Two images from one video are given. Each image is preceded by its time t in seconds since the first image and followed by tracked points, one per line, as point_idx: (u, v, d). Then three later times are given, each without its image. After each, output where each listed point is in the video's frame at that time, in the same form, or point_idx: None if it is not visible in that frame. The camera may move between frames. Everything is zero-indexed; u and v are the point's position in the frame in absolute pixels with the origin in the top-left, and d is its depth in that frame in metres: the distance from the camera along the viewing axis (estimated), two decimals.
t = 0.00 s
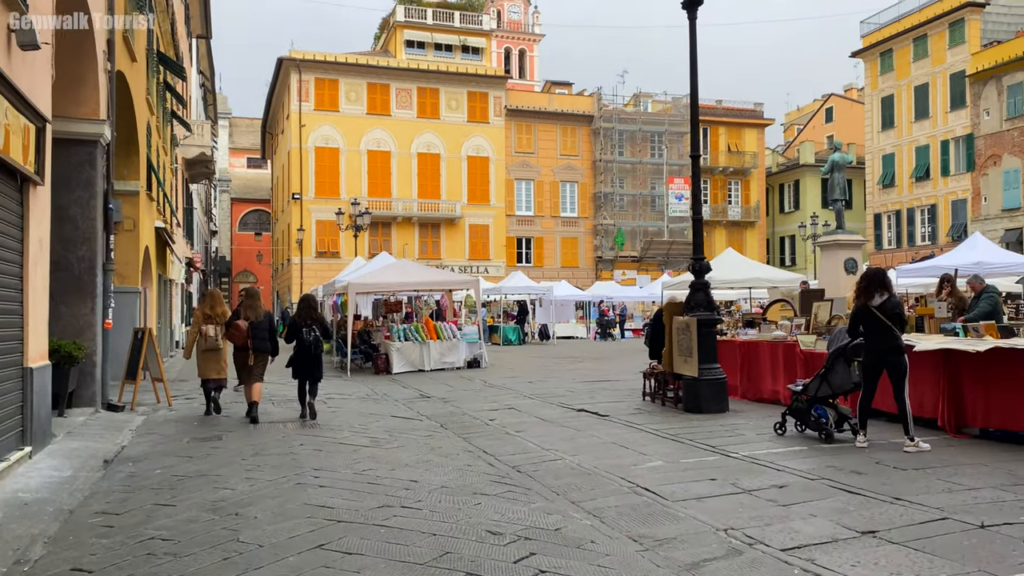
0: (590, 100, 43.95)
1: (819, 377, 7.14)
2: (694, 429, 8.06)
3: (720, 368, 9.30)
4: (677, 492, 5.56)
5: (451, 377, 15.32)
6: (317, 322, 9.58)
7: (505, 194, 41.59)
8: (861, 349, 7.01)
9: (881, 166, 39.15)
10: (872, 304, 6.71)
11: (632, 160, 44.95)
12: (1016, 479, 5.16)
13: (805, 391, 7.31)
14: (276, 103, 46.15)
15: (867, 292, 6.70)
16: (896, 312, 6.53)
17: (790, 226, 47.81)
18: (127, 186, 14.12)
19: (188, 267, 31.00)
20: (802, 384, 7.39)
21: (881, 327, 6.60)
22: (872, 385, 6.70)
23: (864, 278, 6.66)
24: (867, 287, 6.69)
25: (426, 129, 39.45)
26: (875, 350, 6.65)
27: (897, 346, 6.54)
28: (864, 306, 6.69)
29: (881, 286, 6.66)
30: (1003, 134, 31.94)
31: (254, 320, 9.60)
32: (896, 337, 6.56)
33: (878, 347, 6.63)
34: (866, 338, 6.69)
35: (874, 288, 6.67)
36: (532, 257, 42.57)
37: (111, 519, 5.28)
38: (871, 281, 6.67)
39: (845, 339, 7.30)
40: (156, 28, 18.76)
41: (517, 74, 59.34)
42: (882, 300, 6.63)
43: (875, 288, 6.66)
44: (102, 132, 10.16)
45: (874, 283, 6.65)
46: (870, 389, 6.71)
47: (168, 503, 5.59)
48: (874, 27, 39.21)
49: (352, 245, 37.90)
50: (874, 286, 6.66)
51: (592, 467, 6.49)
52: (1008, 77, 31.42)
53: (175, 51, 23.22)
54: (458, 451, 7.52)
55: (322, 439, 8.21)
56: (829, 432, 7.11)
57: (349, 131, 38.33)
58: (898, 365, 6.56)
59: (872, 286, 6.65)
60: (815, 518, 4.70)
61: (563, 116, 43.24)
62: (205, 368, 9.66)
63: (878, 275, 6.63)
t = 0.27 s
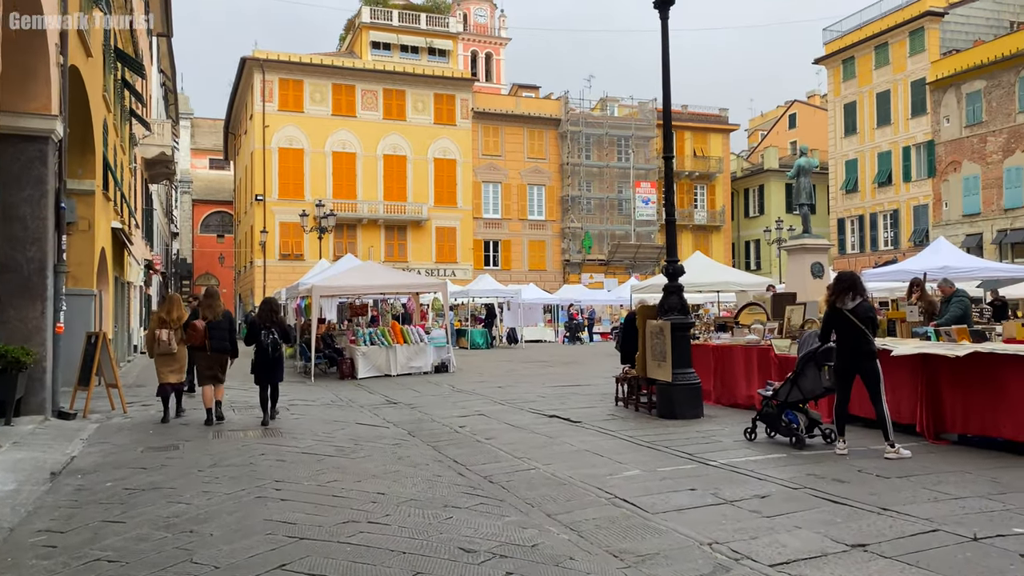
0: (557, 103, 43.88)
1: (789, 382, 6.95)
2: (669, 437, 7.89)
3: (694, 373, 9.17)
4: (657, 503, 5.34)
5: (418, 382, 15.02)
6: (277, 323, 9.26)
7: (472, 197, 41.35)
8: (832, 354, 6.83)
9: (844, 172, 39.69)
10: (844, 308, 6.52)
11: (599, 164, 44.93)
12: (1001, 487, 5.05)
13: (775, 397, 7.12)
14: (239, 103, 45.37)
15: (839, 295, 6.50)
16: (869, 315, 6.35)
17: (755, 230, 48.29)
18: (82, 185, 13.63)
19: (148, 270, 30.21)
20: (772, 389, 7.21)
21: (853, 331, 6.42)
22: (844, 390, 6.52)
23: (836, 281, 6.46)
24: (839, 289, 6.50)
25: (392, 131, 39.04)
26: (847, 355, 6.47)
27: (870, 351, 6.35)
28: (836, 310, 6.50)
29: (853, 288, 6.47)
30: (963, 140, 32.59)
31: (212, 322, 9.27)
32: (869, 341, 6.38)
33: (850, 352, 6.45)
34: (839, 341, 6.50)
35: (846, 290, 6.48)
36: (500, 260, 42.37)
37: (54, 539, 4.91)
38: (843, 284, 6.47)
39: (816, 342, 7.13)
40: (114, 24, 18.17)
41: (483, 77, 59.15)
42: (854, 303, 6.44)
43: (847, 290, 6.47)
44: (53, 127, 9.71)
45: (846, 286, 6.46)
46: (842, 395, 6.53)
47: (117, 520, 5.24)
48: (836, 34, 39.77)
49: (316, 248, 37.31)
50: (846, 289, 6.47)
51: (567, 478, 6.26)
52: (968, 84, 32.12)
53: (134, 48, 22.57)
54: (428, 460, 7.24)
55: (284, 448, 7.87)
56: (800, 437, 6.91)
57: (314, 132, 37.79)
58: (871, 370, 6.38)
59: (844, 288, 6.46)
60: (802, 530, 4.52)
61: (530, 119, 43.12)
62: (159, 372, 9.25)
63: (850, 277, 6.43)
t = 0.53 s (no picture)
0: (525, 104, 43.73)
1: (766, 386, 6.82)
2: (643, 442, 7.75)
3: (667, 376, 9.06)
4: (635, 512, 5.18)
5: (385, 385, 14.73)
6: (242, 327, 8.92)
7: (440, 198, 41.04)
8: (808, 357, 6.73)
9: (808, 176, 40.13)
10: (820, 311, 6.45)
11: (567, 166, 44.85)
12: (982, 493, 4.98)
13: (751, 401, 6.99)
14: (202, 101, 44.54)
15: (816, 298, 6.42)
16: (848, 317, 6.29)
17: (721, 233, 48.64)
18: (35, 182, 13.14)
19: (106, 270, 29.43)
20: (748, 393, 7.08)
21: (833, 333, 6.34)
22: (823, 394, 6.43)
23: (813, 284, 6.37)
24: (816, 292, 6.41)
25: (359, 130, 38.58)
26: (827, 358, 6.39)
27: (849, 353, 6.29)
28: (812, 313, 6.42)
29: (830, 291, 6.39)
30: (924, 145, 33.13)
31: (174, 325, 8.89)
32: (848, 344, 6.31)
33: (829, 355, 6.37)
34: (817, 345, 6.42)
35: (823, 293, 6.40)
36: (468, 262, 42.09)
37: None
38: (820, 286, 6.39)
39: (790, 346, 7.02)
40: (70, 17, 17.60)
41: (451, 78, 58.85)
42: (832, 306, 6.36)
43: (824, 293, 6.39)
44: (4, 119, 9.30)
45: (823, 288, 6.38)
46: (821, 399, 6.43)
47: (65, 535, 4.93)
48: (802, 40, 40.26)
49: (281, 248, 36.71)
50: (823, 291, 6.39)
51: (540, 486, 6.08)
52: (929, 91, 32.67)
53: (93, 42, 21.92)
54: (396, 468, 7.01)
55: (246, 455, 7.58)
56: (776, 442, 6.78)
57: (279, 131, 37.20)
58: (850, 373, 6.31)
59: (821, 291, 6.38)
60: (785, 541, 4.38)
61: (498, 120, 42.90)
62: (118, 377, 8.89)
63: (827, 280, 6.36)
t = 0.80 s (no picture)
0: (493, 104, 43.50)
1: (749, 389, 6.74)
2: (617, 444, 7.62)
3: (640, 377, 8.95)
4: (612, 518, 5.02)
5: (350, 387, 14.44)
6: (200, 326, 8.61)
7: (406, 198, 40.66)
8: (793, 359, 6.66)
9: (772, 178, 40.54)
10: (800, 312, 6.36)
11: (534, 167, 44.69)
12: (963, 497, 4.90)
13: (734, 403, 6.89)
14: (162, 96, 43.60)
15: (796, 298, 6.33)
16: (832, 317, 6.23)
17: (686, 235, 48.95)
18: None
19: (61, 269, 28.57)
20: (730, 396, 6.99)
21: (815, 333, 6.25)
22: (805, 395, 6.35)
23: (794, 284, 6.27)
24: (797, 292, 6.31)
25: (323, 128, 38.05)
26: (809, 358, 6.30)
27: (833, 353, 6.21)
28: (793, 313, 6.33)
29: (811, 291, 6.32)
30: (886, 149, 33.63)
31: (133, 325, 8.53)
32: (832, 344, 6.23)
33: (812, 355, 6.28)
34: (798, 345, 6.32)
35: (804, 293, 6.31)
36: (433, 263, 41.76)
37: None
38: (801, 287, 6.30)
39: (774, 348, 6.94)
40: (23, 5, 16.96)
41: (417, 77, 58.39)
42: (812, 306, 6.29)
43: (804, 292, 6.30)
44: None
45: (804, 289, 6.29)
46: (803, 400, 6.36)
47: (10, 547, 4.62)
48: (766, 43, 40.64)
49: (242, 247, 36.03)
50: (804, 290, 6.30)
51: (514, 492, 5.89)
52: (891, 95, 33.19)
53: (47, 33, 21.20)
54: (363, 474, 6.76)
55: (206, 460, 7.28)
56: (759, 445, 6.70)
57: (242, 127, 36.52)
58: (834, 373, 6.22)
59: (802, 292, 6.29)
60: (768, 548, 4.25)
61: (465, 120, 42.61)
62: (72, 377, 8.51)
63: (807, 280, 6.27)
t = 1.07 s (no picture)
0: (456, 102, 43.15)
1: (732, 392, 6.68)
2: (588, 447, 7.47)
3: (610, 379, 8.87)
4: (587, 527, 4.85)
5: (311, 389, 14.10)
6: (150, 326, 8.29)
7: (368, 196, 40.17)
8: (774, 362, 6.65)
9: (733, 179, 40.90)
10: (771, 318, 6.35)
11: (498, 165, 44.44)
12: (944, 501, 4.82)
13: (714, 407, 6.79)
14: (117, 90, 42.48)
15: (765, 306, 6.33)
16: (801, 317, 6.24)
17: (649, 235, 49.20)
18: None
19: (9, 267, 27.61)
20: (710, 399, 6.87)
21: (790, 335, 6.21)
22: (786, 396, 6.27)
23: (757, 295, 6.30)
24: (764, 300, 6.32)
25: (283, 124, 37.40)
26: (788, 359, 6.23)
27: (811, 351, 6.16)
28: (763, 321, 6.33)
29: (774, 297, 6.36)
30: (845, 151, 34.10)
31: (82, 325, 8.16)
32: (806, 342, 6.20)
33: (788, 355, 6.22)
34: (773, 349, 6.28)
35: (771, 300, 6.32)
36: (396, 261, 41.35)
37: None
38: (765, 295, 6.32)
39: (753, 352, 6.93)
40: None
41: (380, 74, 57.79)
42: (780, 311, 6.29)
43: (769, 300, 6.32)
44: None
45: (770, 296, 6.30)
46: (784, 401, 6.28)
47: None
48: (729, 45, 40.97)
49: (200, 245, 35.24)
50: (768, 298, 6.32)
51: (485, 499, 5.69)
52: (850, 98, 33.65)
53: None
54: (327, 481, 6.50)
55: (161, 467, 6.96)
56: (743, 449, 6.64)
57: (200, 123, 35.73)
58: (815, 371, 6.17)
59: (767, 299, 6.32)
60: (751, 557, 4.11)
61: (428, 118, 42.20)
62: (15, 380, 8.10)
63: (771, 289, 6.29)
